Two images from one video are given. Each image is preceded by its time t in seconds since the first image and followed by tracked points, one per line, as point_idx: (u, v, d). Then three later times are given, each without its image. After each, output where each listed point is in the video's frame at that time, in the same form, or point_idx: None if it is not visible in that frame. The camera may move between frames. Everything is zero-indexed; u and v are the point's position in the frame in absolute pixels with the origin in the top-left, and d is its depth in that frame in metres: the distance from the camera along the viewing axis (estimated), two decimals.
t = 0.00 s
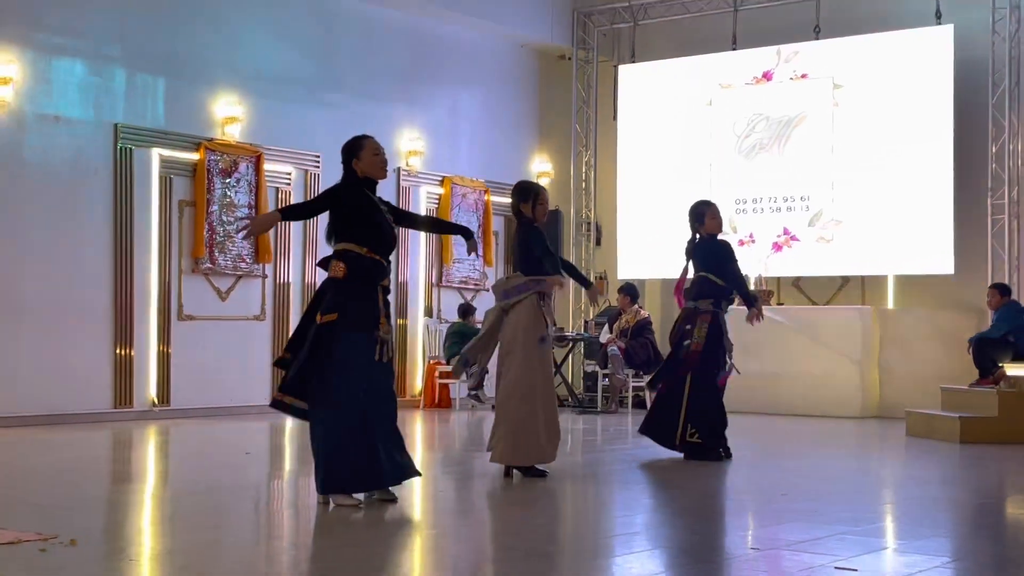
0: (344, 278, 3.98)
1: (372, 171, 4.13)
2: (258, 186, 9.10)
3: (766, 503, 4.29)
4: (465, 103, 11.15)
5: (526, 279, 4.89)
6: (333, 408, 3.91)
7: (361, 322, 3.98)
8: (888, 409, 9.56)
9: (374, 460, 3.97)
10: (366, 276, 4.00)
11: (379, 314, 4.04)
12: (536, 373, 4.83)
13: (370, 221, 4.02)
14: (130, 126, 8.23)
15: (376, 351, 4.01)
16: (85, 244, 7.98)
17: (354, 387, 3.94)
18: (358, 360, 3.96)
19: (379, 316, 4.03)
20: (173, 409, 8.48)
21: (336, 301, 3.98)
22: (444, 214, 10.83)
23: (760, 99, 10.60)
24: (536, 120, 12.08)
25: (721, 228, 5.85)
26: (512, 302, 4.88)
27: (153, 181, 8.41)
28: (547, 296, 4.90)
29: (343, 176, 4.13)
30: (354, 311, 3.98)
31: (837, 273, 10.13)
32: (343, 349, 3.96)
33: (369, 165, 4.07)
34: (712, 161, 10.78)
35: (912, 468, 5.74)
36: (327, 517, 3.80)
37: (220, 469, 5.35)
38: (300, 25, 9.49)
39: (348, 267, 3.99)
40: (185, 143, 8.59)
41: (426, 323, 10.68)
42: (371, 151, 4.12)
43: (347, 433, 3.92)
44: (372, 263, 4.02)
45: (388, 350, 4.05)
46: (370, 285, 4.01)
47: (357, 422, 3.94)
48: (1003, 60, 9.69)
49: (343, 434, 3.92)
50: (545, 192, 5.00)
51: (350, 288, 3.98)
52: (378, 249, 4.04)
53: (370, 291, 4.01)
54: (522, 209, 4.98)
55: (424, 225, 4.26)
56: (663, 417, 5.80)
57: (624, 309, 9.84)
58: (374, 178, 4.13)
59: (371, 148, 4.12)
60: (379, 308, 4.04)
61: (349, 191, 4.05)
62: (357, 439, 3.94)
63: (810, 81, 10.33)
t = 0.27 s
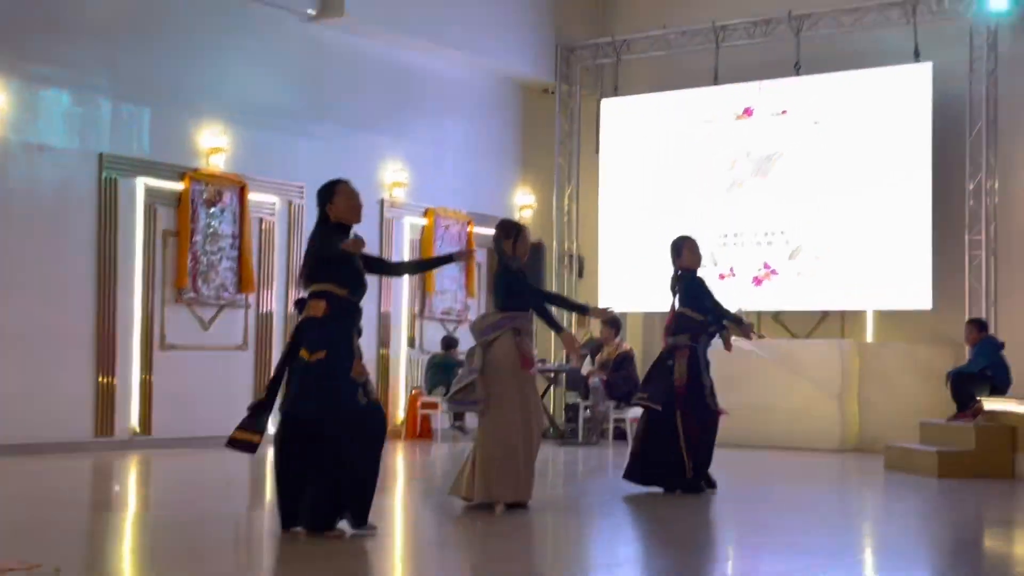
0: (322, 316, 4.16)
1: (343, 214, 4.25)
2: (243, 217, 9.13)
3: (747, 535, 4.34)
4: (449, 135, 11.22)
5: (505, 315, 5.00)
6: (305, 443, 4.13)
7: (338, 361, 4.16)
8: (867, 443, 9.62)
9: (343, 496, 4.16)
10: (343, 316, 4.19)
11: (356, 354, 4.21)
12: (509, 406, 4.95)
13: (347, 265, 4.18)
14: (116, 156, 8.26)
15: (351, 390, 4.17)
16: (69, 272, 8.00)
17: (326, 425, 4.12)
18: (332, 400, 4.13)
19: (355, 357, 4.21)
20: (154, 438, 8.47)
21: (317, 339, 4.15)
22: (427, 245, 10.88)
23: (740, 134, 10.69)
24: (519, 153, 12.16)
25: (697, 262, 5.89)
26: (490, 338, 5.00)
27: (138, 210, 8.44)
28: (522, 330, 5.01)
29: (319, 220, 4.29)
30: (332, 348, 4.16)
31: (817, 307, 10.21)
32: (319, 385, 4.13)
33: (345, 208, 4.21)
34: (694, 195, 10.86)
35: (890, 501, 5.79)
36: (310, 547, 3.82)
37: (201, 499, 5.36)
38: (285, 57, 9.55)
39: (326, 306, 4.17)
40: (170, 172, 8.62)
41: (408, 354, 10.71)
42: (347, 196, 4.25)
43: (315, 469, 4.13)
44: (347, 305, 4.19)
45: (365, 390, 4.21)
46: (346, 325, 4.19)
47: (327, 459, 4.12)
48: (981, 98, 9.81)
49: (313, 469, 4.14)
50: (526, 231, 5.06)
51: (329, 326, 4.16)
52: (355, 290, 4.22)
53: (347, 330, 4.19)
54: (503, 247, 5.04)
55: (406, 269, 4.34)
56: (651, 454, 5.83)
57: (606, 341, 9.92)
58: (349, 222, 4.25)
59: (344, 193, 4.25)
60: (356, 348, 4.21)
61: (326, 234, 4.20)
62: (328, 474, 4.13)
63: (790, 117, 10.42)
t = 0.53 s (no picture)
0: (315, 325, 4.05)
1: (335, 218, 4.19)
2: (233, 231, 9.14)
3: (736, 551, 4.35)
4: (440, 151, 11.25)
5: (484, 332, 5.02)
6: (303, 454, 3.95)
7: (332, 369, 4.03)
8: (856, 461, 9.63)
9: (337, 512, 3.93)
10: (335, 323, 4.07)
11: (349, 360, 4.08)
12: (485, 422, 4.89)
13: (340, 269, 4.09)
14: (108, 169, 8.26)
15: (344, 399, 4.03)
16: (59, 286, 7.99)
17: (321, 439, 3.96)
18: (326, 411, 3.99)
19: (347, 364, 4.07)
20: (143, 452, 8.45)
21: (312, 350, 4.04)
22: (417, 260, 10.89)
23: (730, 151, 10.72)
24: (510, 169, 12.19)
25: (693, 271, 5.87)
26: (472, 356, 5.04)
27: (129, 223, 8.44)
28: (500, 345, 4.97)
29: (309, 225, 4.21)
30: (330, 358, 4.04)
31: (806, 324, 10.24)
32: (312, 397, 4.00)
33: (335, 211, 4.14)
34: (684, 212, 10.89)
35: (879, 519, 5.81)
36: (299, 561, 3.82)
37: (190, 514, 5.34)
38: (277, 72, 9.57)
39: (319, 314, 4.06)
40: (161, 186, 8.63)
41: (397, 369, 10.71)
42: (336, 200, 4.19)
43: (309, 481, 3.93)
44: (341, 310, 4.08)
45: (355, 398, 4.06)
46: (339, 332, 4.07)
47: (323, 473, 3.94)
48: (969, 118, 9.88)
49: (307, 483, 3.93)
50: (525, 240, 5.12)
51: (321, 334, 4.05)
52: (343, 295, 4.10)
53: (339, 338, 4.07)
54: (500, 254, 5.12)
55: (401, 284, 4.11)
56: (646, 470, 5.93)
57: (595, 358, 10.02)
58: (341, 224, 4.20)
59: (336, 196, 4.19)
60: (349, 355, 4.08)
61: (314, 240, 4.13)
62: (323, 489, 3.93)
63: (780, 135, 10.47)
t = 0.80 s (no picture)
0: (308, 333, 4.09)
1: (336, 220, 4.18)
2: (228, 229, 9.16)
3: (730, 548, 4.39)
4: (433, 150, 11.27)
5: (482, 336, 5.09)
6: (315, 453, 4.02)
7: (330, 374, 4.05)
8: (847, 460, 9.69)
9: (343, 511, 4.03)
10: (329, 329, 4.08)
11: (350, 362, 4.08)
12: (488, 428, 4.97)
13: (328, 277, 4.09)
14: (103, 167, 8.27)
15: (347, 401, 4.05)
16: (54, 283, 8.00)
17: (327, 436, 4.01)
18: (332, 416, 4.02)
19: (349, 365, 4.08)
20: (137, 449, 8.47)
21: (306, 357, 4.07)
22: (411, 259, 10.91)
23: (722, 151, 10.76)
24: (503, 168, 12.22)
25: (693, 278, 5.88)
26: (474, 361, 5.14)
27: (123, 221, 8.45)
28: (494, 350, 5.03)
29: (311, 225, 4.22)
30: (321, 363, 4.05)
31: (797, 325, 10.28)
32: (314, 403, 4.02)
33: (334, 214, 4.13)
34: (676, 211, 10.93)
35: (871, 517, 5.85)
36: (296, 555, 3.85)
37: (185, 510, 5.36)
38: (271, 70, 9.58)
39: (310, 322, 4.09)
40: (156, 184, 8.64)
41: (391, 367, 10.73)
42: (339, 201, 4.17)
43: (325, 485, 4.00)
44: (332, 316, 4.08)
45: (361, 396, 4.08)
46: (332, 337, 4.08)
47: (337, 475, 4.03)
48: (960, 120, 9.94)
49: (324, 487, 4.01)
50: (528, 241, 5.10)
51: (314, 341, 4.07)
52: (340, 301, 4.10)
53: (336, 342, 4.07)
54: (503, 257, 5.12)
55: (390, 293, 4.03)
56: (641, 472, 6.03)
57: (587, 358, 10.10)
58: (339, 227, 4.19)
59: (339, 197, 4.17)
60: (348, 356, 4.08)
61: (308, 245, 4.13)
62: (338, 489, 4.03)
63: (772, 135, 10.51)
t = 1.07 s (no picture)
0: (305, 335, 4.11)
1: (346, 223, 4.17)
2: (227, 225, 9.17)
3: (729, 544, 4.41)
4: (433, 146, 11.28)
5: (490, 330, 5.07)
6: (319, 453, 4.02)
7: (327, 377, 4.06)
8: (844, 456, 9.71)
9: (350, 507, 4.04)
10: (325, 333, 4.07)
11: (347, 363, 4.07)
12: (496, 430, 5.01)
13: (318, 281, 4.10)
14: (103, 161, 8.28)
15: (346, 402, 4.05)
16: (53, 278, 8.01)
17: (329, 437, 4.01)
18: (332, 416, 4.02)
19: (347, 366, 4.07)
20: (137, 444, 8.48)
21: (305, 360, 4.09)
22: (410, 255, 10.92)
23: (721, 148, 10.78)
24: (502, 164, 12.24)
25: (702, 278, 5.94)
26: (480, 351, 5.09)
27: (123, 216, 8.46)
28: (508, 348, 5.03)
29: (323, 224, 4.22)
30: (317, 367, 4.06)
31: (795, 321, 10.30)
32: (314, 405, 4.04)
33: (341, 218, 4.12)
34: (675, 208, 10.94)
35: (868, 513, 5.88)
36: (298, 549, 3.87)
37: (186, 504, 5.38)
38: (271, 66, 9.59)
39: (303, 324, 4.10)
40: (156, 179, 8.65)
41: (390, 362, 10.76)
42: (348, 205, 4.16)
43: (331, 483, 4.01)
44: (321, 321, 4.07)
45: (362, 397, 4.08)
46: (328, 340, 4.07)
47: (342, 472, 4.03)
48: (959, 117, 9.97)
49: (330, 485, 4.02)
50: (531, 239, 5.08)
51: (310, 344, 4.08)
52: (336, 304, 4.09)
53: (332, 346, 4.07)
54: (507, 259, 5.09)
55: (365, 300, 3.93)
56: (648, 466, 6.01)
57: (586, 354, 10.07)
58: (346, 231, 4.17)
59: (347, 202, 4.16)
60: (345, 359, 4.06)
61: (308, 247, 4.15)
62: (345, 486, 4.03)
63: (771, 132, 10.53)
